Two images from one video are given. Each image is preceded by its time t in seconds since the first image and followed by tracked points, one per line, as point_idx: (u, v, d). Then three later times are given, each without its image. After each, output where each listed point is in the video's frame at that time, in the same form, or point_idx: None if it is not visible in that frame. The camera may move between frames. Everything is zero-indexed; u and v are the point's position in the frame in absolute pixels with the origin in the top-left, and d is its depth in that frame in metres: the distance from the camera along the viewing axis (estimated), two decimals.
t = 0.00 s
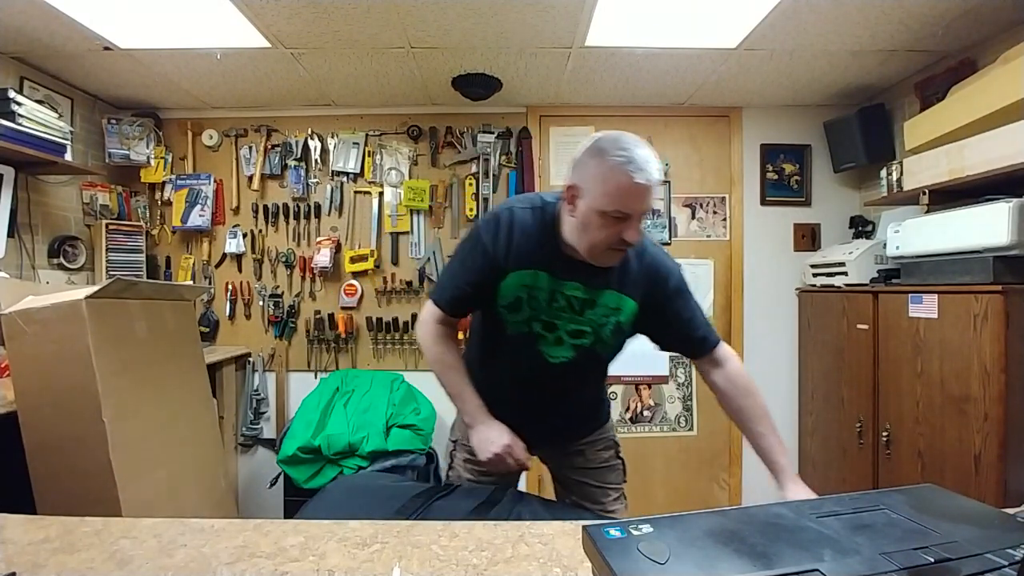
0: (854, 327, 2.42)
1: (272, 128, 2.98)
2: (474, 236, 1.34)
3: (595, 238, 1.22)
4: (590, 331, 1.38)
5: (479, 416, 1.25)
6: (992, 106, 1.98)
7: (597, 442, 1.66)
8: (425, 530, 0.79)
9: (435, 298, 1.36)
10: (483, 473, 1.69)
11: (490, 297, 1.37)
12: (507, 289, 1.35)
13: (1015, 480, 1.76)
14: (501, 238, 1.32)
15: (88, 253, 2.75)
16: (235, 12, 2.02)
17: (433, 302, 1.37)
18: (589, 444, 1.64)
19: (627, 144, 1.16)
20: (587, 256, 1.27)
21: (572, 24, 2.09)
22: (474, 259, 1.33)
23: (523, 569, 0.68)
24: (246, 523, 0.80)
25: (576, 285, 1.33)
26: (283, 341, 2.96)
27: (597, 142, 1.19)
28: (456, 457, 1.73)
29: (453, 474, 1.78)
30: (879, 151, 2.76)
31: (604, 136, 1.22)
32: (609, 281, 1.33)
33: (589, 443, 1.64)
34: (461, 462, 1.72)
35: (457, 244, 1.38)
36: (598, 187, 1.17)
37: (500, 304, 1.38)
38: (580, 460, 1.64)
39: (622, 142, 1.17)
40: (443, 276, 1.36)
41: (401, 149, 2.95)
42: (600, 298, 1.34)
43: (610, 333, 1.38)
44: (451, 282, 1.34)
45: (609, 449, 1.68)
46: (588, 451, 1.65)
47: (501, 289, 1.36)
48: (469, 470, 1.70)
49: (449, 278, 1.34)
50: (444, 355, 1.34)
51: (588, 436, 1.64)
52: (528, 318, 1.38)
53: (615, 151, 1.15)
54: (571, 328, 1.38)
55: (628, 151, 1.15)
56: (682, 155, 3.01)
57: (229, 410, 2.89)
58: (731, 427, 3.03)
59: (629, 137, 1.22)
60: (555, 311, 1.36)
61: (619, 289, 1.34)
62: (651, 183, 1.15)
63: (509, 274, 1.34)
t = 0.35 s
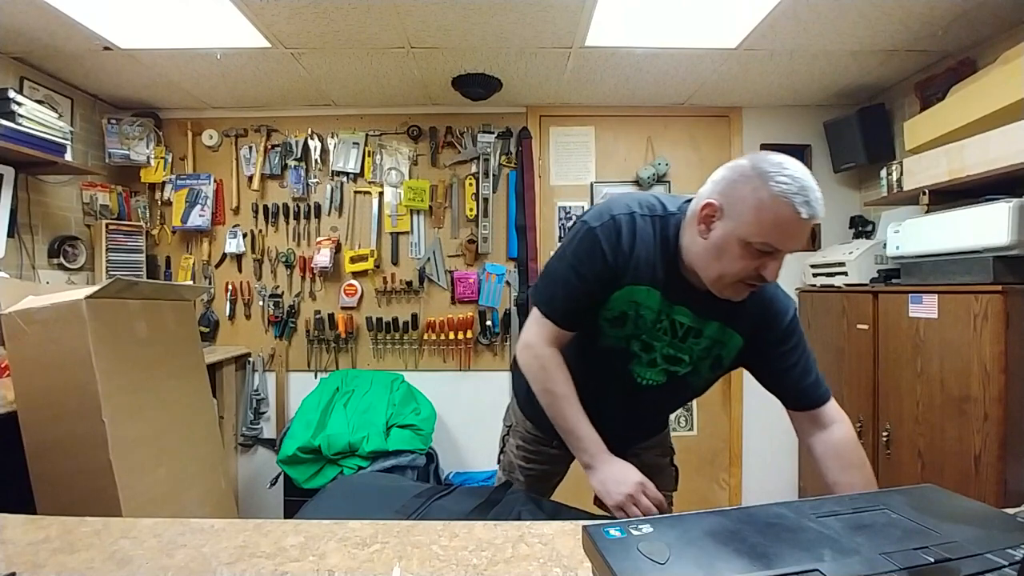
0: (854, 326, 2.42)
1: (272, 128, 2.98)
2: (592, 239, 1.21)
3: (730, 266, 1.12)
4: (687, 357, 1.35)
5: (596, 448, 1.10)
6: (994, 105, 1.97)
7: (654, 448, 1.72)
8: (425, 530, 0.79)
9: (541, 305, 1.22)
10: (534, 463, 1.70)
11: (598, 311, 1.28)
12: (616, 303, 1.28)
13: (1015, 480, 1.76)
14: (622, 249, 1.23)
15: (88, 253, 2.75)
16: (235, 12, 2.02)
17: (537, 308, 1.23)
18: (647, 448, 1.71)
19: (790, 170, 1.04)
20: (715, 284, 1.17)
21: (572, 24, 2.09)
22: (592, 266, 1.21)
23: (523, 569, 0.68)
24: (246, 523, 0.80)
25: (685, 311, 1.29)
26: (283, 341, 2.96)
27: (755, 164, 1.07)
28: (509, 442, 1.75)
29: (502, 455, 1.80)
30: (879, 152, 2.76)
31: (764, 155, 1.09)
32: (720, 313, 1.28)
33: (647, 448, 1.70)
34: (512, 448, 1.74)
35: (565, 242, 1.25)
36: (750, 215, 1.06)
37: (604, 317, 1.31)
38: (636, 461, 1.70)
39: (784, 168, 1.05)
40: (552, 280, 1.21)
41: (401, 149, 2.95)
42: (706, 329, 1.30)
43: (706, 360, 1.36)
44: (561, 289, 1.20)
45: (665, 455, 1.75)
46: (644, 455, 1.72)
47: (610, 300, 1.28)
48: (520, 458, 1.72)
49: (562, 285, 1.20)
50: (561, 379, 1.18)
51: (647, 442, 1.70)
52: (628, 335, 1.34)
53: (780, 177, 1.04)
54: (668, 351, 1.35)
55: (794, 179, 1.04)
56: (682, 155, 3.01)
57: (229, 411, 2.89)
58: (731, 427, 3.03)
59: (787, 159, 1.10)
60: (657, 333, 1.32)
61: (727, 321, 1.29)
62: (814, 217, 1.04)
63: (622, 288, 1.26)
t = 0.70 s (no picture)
0: (853, 326, 2.42)
1: (272, 128, 2.99)
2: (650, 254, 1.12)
3: (777, 279, 1.06)
4: (728, 371, 1.31)
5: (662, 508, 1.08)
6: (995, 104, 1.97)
7: (678, 456, 1.71)
8: (425, 530, 0.79)
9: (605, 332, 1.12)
10: (556, 464, 1.70)
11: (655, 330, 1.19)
12: (668, 316, 1.20)
13: (1016, 480, 1.76)
14: (679, 262, 1.14)
15: (87, 253, 2.75)
16: (235, 11, 2.02)
17: (602, 337, 1.13)
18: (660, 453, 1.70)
19: (847, 180, 0.97)
20: (759, 295, 1.11)
21: (573, 24, 2.09)
22: (652, 283, 1.12)
23: (523, 569, 0.68)
24: (246, 523, 0.80)
25: (729, 324, 1.25)
26: (283, 341, 2.96)
27: (808, 172, 1.00)
28: (532, 440, 1.75)
29: (526, 452, 1.80)
30: (879, 152, 2.76)
31: (818, 160, 1.02)
32: (765, 327, 1.26)
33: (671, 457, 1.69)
34: (536, 447, 1.74)
35: (613, 254, 1.14)
36: (801, 227, 0.99)
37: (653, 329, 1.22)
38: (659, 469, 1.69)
39: (841, 177, 0.98)
40: (618, 304, 1.11)
41: (401, 149, 2.95)
42: (749, 343, 1.28)
43: (743, 374, 1.33)
44: (626, 312, 1.11)
45: (689, 465, 1.73)
46: (667, 463, 1.71)
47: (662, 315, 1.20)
48: (543, 457, 1.72)
49: (628, 309, 1.11)
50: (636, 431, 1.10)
51: (670, 451, 1.68)
52: (673, 347, 1.27)
53: (835, 186, 0.96)
54: (710, 365, 1.30)
55: (851, 190, 0.96)
56: (682, 155, 3.01)
57: (229, 411, 2.89)
58: (731, 427, 3.03)
59: (845, 166, 1.02)
60: (702, 346, 1.27)
61: (770, 336, 1.27)
62: (872, 230, 0.97)
63: (674, 300, 1.18)
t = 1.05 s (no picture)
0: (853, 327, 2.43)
1: (272, 128, 2.98)
2: (662, 259, 1.10)
3: (799, 292, 1.03)
4: (742, 380, 1.30)
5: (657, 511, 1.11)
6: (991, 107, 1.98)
7: (686, 460, 1.71)
8: (425, 530, 0.79)
9: (613, 339, 1.11)
10: (563, 463, 1.70)
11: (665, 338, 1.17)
12: (677, 324, 1.18)
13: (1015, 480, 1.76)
14: (692, 268, 1.12)
15: (87, 253, 2.75)
16: (235, 11, 2.02)
17: (609, 343, 1.12)
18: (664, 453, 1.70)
19: (877, 194, 0.93)
20: (779, 306, 1.09)
21: (573, 25, 2.09)
22: (662, 290, 1.10)
23: (524, 569, 0.68)
24: (246, 523, 0.80)
25: (744, 333, 1.22)
26: (283, 341, 2.96)
27: (835, 183, 0.96)
28: (540, 439, 1.75)
29: (534, 450, 1.81)
30: (879, 152, 2.76)
31: (846, 170, 0.98)
32: (781, 336, 1.23)
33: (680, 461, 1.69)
34: (543, 445, 1.74)
35: (623, 259, 1.12)
36: (826, 241, 0.95)
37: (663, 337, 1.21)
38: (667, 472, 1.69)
39: (870, 190, 0.94)
40: (626, 311, 1.10)
41: (401, 149, 2.95)
42: (764, 352, 1.25)
43: (758, 381, 1.32)
44: (635, 319, 1.09)
45: (698, 469, 1.73)
46: (675, 466, 1.70)
47: (671, 323, 1.18)
48: (550, 455, 1.72)
49: (636, 316, 1.09)
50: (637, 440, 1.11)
51: (678, 455, 1.68)
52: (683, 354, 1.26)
53: (865, 200, 0.93)
54: (723, 373, 1.29)
55: (882, 203, 0.93)
56: (682, 155, 3.01)
57: (229, 410, 2.89)
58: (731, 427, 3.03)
59: (874, 176, 0.98)
60: (714, 354, 1.25)
61: (786, 345, 1.25)
62: (902, 246, 0.93)
63: (685, 308, 1.16)
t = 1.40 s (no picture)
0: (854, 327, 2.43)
1: (272, 128, 2.99)
2: (666, 258, 1.09)
3: (817, 295, 1.02)
4: (748, 382, 1.30)
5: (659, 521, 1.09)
6: (992, 106, 1.98)
7: (688, 461, 1.70)
8: (425, 530, 0.79)
9: (616, 338, 1.11)
10: (564, 465, 1.70)
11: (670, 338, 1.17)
12: (684, 325, 1.18)
13: (1016, 480, 1.76)
14: (697, 268, 1.12)
15: (87, 253, 2.75)
16: (235, 11, 2.02)
17: (612, 343, 1.12)
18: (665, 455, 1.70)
19: (902, 201, 0.93)
20: (793, 308, 1.09)
21: (573, 25, 2.09)
22: (666, 290, 1.10)
23: (524, 569, 0.68)
24: (246, 523, 0.80)
25: (751, 334, 1.22)
26: (283, 341, 2.96)
27: (859, 189, 0.95)
28: (541, 441, 1.75)
29: (535, 452, 1.81)
30: (880, 152, 2.76)
31: (868, 175, 0.98)
32: (787, 336, 1.24)
33: (682, 462, 1.69)
34: (544, 447, 1.74)
35: (629, 258, 1.12)
36: (849, 248, 0.95)
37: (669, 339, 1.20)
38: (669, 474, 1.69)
39: (893, 197, 0.94)
40: (629, 310, 1.09)
41: (401, 149, 2.95)
42: (770, 352, 1.25)
43: (764, 383, 1.32)
44: (638, 319, 1.09)
45: (699, 470, 1.73)
46: (677, 467, 1.70)
47: (678, 324, 1.18)
48: (551, 457, 1.72)
49: (640, 315, 1.09)
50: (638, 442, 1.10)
51: (681, 456, 1.68)
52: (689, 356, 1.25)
53: (891, 207, 0.93)
54: (730, 375, 1.29)
55: (906, 211, 0.93)
56: (682, 155, 3.01)
57: (229, 411, 2.89)
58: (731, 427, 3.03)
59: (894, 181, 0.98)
60: (720, 356, 1.25)
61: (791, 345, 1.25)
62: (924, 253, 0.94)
63: (692, 309, 1.16)
